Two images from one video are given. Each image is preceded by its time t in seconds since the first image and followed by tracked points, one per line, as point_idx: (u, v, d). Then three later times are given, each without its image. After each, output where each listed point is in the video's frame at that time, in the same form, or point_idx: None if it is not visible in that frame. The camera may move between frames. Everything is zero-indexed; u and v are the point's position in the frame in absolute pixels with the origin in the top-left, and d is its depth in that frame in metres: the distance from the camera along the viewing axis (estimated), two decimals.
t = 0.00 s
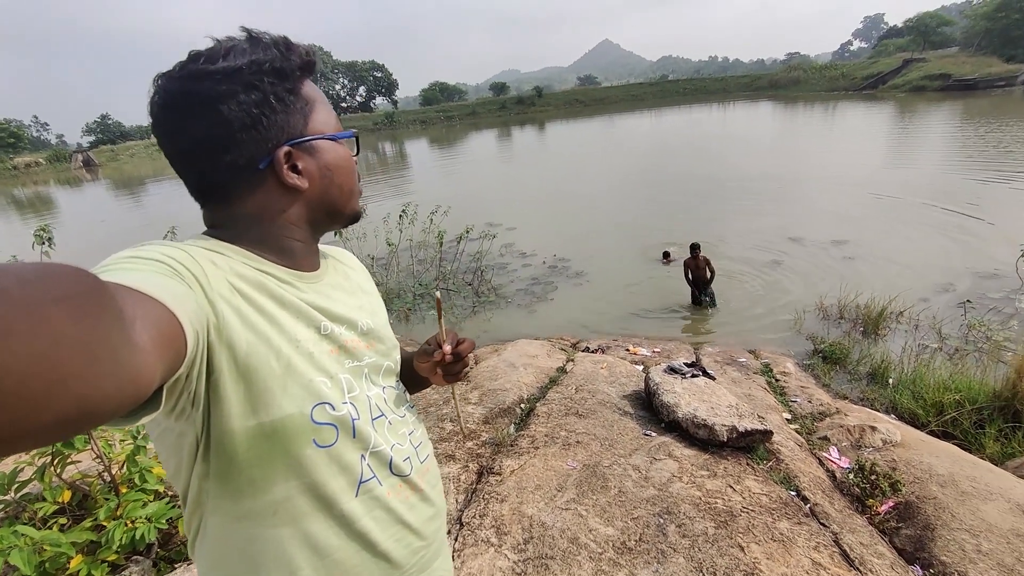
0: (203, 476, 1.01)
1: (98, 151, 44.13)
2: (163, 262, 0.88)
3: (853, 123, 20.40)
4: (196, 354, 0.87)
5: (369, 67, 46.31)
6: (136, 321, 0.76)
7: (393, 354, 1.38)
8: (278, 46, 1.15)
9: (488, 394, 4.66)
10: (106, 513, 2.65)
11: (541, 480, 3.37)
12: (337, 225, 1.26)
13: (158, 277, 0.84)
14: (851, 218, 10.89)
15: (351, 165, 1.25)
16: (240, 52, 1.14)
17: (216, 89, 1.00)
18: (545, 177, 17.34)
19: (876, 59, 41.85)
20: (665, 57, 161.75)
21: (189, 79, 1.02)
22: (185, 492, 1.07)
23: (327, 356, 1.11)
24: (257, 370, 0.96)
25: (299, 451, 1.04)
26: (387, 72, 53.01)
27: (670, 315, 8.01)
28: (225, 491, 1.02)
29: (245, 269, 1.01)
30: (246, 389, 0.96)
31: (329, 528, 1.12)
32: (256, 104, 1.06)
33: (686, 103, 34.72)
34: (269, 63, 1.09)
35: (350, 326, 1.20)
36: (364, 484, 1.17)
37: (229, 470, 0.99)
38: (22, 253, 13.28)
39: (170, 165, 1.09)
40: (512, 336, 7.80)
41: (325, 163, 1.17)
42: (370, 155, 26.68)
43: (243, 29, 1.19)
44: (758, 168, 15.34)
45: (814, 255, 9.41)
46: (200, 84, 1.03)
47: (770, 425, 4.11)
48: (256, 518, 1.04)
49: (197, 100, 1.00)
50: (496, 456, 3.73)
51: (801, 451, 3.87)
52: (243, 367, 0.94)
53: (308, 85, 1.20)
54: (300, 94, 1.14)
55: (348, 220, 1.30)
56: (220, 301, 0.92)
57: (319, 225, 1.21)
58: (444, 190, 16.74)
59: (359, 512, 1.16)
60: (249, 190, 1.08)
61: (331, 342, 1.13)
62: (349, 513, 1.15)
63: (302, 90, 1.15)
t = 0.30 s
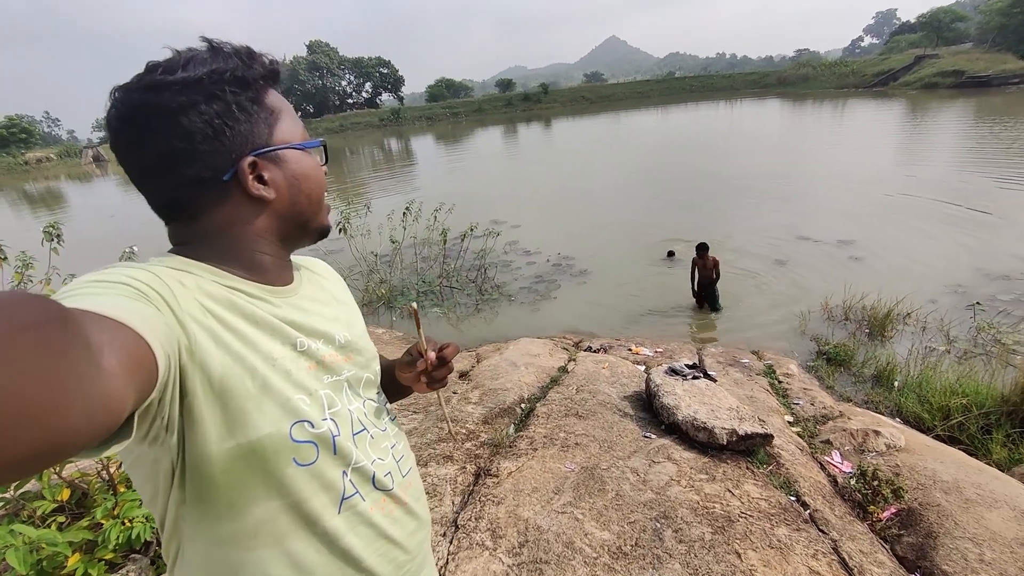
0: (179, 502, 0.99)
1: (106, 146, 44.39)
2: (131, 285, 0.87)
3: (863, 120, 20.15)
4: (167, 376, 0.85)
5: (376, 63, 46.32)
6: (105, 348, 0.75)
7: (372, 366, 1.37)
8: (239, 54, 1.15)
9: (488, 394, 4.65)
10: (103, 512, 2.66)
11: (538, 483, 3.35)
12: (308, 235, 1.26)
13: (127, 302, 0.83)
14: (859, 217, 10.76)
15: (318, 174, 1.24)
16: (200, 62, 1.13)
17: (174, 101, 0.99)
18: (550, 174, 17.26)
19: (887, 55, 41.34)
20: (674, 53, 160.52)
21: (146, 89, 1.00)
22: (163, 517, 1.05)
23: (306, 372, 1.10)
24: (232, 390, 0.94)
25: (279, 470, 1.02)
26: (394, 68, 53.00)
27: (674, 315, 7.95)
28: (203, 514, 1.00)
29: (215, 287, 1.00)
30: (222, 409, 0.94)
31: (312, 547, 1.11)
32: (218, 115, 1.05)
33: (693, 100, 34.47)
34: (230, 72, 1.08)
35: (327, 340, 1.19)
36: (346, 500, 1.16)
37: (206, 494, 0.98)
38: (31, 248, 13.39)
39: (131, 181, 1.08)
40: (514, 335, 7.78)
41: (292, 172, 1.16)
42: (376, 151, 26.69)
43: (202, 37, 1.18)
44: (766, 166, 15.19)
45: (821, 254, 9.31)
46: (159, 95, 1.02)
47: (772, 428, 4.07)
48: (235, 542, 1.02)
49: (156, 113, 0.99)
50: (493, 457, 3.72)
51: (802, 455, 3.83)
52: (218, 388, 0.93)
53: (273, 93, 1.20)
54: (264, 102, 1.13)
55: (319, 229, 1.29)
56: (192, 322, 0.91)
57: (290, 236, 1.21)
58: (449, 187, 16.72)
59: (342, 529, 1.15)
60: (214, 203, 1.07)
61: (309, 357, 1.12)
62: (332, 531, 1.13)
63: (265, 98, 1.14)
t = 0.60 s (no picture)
0: (178, 490, 1.00)
1: (110, 145, 44.58)
2: (131, 271, 0.88)
3: (868, 114, 20.03)
4: (165, 362, 0.86)
5: (377, 61, 46.29)
6: (103, 331, 0.76)
7: (370, 357, 1.37)
8: (262, 49, 1.17)
9: (490, 389, 4.66)
10: (108, 505, 2.67)
11: (540, 476, 3.36)
12: (309, 231, 1.27)
13: (126, 287, 0.84)
14: (863, 212, 10.71)
15: (325, 171, 1.26)
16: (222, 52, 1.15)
17: (194, 87, 1.01)
18: (553, 171, 17.23)
19: (891, 47, 40.95)
20: (676, 48, 159.82)
21: (167, 75, 1.02)
22: (161, 507, 1.06)
23: (303, 361, 1.11)
24: (231, 377, 0.95)
25: (277, 458, 1.03)
26: (395, 66, 52.92)
27: (676, 311, 7.94)
28: (202, 502, 1.01)
29: (214, 275, 1.01)
30: (221, 397, 0.95)
31: (311, 535, 1.12)
32: (235, 104, 1.06)
33: (696, 95, 34.31)
34: (252, 65, 1.10)
35: (325, 330, 1.20)
36: (345, 488, 1.17)
37: (206, 481, 0.99)
38: (36, 248, 13.46)
39: (139, 163, 1.08)
40: (517, 330, 7.79)
41: (301, 168, 1.17)
42: (378, 148, 26.69)
43: (227, 30, 1.20)
44: (769, 161, 15.13)
45: (824, 249, 9.27)
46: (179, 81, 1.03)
47: (775, 422, 4.07)
48: (234, 529, 1.03)
49: (174, 97, 1.01)
50: (496, 452, 3.73)
51: (804, 449, 3.82)
52: (217, 375, 0.94)
53: (290, 90, 1.22)
54: (280, 98, 1.15)
55: (319, 226, 1.30)
56: (191, 309, 0.92)
57: (292, 230, 1.22)
58: (452, 184, 16.72)
59: (341, 516, 1.16)
60: (220, 191, 1.08)
61: (307, 347, 1.13)
62: (331, 518, 1.14)
63: (282, 94, 1.16)
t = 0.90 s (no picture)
0: (185, 489, 1.01)
1: (109, 148, 44.65)
2: (139, 270, 0.89)
3: (867, 109, 20.02)
4: (173, 362, 0.87)
5: (375, 60, 46.26)
6: (111, 330, 0.77)
7: (376, 359, 1.38)
8: (288, 55, 1.19)
9: (492, 387, 4.67)
10: (113, 506, 2.68)
11: (543, 474, 3.37)
12: (319, 236, 1.28)
13: (134, 287, 0.85)
14: (863, 207, 10.71)
15: (340, 178, 1.27)
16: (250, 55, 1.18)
17: (218, 88, 1.03)
18: (552, 169, 17.22)
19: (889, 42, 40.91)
20: (675, 45, 159.36)
21: (193, 74, 1.04)
22: (168, 506, 1.07)
23: (309, 362, 1.12)
24: (239, 378, 0.96)
25: (284, 458, 1.04)
26: (393, 65, 52.87)
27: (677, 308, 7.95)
28: (210, 501, 1.02)
29: (222, 275, 1.02)
30: (228, 397, 0.96)
31: (318, 534, 1.13)
32: (256, 108, 1.08)
33: (695, 91, 34.29)
34: (277, 71, 1.12)
35: (331, 331, 1.21)
36: (352, 488, 1.18)
37: (213, 481, 1.00)
38: (36, 251, 13.47)
39: (156, 157, 1.10)
40: (517, 329, 7.80)
41: (316, 174, 1.18)
42: (377, 148, 26.68)
43: (256, 34, 1.23)
44: (768, 157, 15.13)
45: (824, 245, 9.28)
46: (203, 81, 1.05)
47: (776, 418, 4.08)
48: (242, 528, 1.04)
49: (199, 95, 1.02)
50: (499, 449, 3.74)
51: (806, 444, 3.83)
52: (224, 375, 0.95)
53: (312, 97, 1.24)
54: (302, 105, 1.17)
55: (329, 231, 1.31)
56: (199, 309, 0.93)
57: (303, 233, 1.23)
58: (451, 182, 16.73)
59: (348, 516, 1.18)
60: (234, 192, 1.09)
61: (313, 348, 1.14)
62: (338, 517, 1.16)
63: (305, 101, 1.18)
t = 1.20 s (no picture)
0: (195, 479, 1.02)
1: (107, 149, 44.57)
2: (149, 261, 0.89)
3: (865, 106, 20.07)
4: (181, 352, 0.87)
5: (372, 60, 46.22)
6: (121, 321, 0.78)
7: (383, 351, 1.39)
8: (296, 49, 1.20)
9: (493, 385, 4.68)
10: (118, 505, 2.69)
11: (546, 469, 3.39)
12: (327, 230, 1.29)
13: (144, 277, 0.85)
14: (861, 204, 10.73)
15: (347, 172, 1.28)
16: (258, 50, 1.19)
17: (227, 80, 1.04)
18: (550, 167, 17.24)
19: (886, 39, 41.02)
20: (672, 43, 159.41)
21: (201, 67, 1.05)
22: (178, 496, 1.08)
23: (318, 353, 1.13)
24: (249, 368, 0.97)
25: (294, 448, 1.05)
26: (391, 65, 52.91)
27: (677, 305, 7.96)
28: (220, 491, 1.03)
29: (231, 267, 1.02)
30: (239, 386, 0.97)
31: (328, 525, 1.14)
32: (264, 100, 1.08)
33: (693, 89, 34.31)
34: (285, 64, 1.13)
35: (339, 323, 1.22)
36: (361, 479, 1.19)
37: (223, 470, 1.00)
38: (35, 253, 13.45)
39: (165, 150, 1.11)
40: (518, 327, 7.80)
41: (323, 167, 1.19)
42: (376, 148, 26.67)
43: (264, 30, 1.24)
44: (766, 154, 15.15)
45: (822, 241, 9.30)
46: (212, 73, 1.06)
47: (777, 413, 4.10)
48: (252, 517, 1.05)
49: (208, 88, 1.03)
50: (501, 446, 3.75)
51: (807, 438, 3.85)
52: (234, 365, 0.95)
53: (319, 91, 1.25)
54: (309, 98, 1.18)
55: (336, 225, 1.32)
56: (208, 299, 0.93)
57: (311, 226, 1.23)
58: (450, 181, 16.74)
59: (357, 507, 1.18)
60: (243, 185, 1.09)
61: (321, 339, 1.15)
62: (348, 507, 1.16)
63: (312, 95, 1.19)
